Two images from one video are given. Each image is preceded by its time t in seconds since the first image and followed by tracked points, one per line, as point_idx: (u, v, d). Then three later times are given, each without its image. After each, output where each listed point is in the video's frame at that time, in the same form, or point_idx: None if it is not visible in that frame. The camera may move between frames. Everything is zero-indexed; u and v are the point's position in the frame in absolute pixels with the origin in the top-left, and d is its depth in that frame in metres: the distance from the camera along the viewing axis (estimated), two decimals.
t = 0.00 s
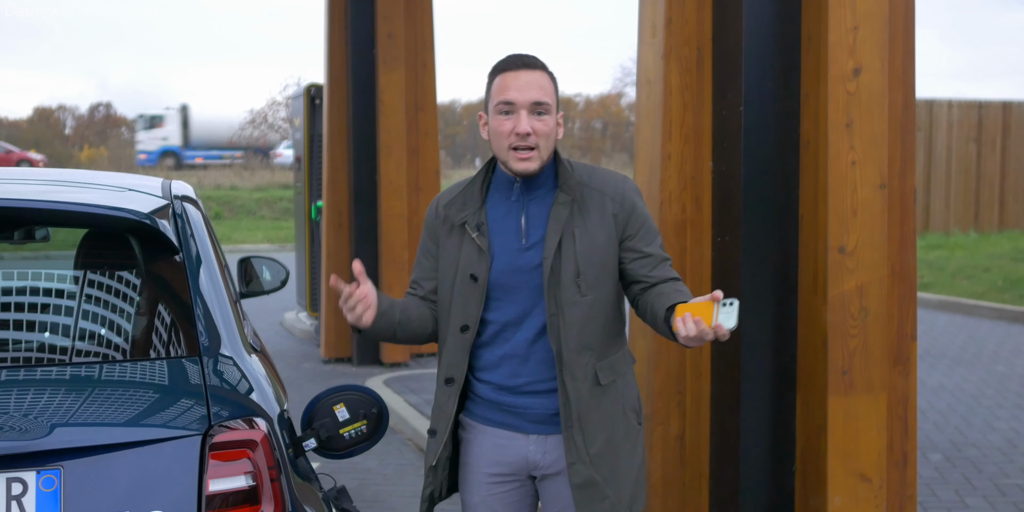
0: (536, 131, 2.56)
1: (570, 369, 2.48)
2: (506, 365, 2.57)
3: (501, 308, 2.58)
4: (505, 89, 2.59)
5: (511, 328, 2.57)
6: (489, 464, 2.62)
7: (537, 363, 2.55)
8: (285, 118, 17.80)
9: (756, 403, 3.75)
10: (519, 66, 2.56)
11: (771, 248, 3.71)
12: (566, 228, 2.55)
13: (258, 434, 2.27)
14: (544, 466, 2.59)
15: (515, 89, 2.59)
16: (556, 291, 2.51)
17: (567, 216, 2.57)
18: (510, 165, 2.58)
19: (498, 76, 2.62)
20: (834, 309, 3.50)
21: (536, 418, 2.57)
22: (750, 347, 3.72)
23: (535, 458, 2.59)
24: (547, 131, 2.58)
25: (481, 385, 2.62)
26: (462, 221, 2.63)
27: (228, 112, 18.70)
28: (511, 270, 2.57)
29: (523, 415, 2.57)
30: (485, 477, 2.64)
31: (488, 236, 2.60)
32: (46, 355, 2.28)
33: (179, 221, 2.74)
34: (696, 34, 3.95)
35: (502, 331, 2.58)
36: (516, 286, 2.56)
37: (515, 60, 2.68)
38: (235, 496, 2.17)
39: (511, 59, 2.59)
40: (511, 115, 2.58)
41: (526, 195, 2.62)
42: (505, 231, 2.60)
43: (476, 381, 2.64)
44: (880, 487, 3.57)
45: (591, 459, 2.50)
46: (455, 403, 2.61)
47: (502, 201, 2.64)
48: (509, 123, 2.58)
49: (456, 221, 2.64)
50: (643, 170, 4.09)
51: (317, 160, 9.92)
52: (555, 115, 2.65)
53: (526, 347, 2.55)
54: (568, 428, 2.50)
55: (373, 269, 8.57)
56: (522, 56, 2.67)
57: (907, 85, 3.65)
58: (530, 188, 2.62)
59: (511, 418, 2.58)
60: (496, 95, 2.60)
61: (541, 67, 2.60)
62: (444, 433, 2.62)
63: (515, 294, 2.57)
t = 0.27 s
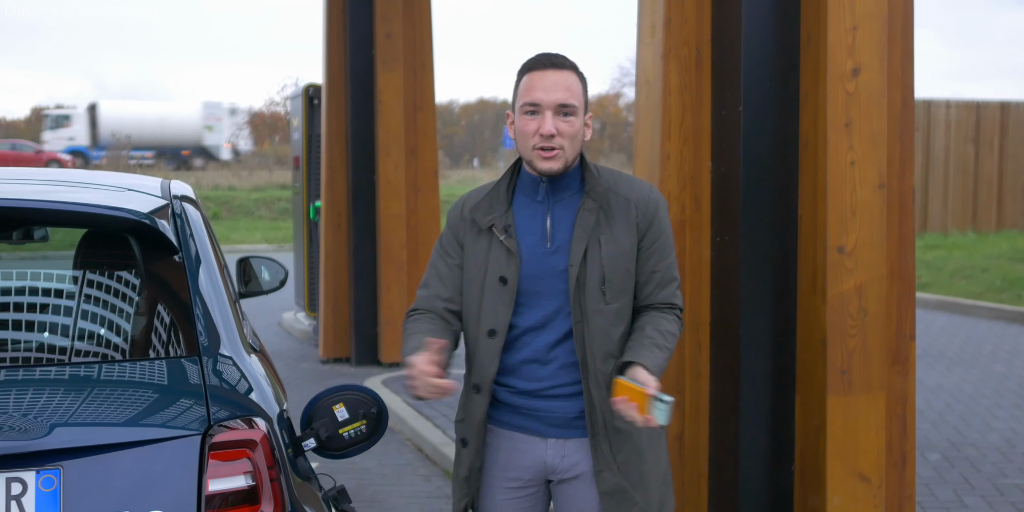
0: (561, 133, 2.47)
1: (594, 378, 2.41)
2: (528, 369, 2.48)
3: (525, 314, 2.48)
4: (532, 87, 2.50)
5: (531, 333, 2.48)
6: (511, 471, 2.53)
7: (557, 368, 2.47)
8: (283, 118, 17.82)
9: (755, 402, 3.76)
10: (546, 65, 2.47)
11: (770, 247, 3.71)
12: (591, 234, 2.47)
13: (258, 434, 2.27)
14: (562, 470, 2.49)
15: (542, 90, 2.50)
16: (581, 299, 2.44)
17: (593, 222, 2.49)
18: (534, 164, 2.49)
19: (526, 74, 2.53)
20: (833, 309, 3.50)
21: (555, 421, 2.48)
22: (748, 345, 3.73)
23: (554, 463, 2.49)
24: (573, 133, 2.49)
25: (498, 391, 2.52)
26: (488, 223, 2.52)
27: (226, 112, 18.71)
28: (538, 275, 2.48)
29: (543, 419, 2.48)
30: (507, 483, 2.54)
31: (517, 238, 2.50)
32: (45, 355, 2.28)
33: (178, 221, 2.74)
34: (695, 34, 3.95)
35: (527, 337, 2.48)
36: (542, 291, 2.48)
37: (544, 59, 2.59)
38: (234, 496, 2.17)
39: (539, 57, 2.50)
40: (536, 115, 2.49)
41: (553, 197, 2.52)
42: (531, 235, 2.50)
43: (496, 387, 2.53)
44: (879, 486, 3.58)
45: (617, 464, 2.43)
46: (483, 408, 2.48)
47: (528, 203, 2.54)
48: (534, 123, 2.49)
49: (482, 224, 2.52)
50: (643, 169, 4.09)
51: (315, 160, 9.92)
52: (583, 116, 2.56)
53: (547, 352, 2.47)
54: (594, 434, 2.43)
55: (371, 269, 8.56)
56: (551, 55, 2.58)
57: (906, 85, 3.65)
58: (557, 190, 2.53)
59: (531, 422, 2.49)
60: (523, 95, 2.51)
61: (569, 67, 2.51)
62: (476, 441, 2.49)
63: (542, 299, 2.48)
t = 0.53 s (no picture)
0: (587, 133, 2.42)
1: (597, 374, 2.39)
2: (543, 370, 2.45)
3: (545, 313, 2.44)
4: (557, 86, 2.44)
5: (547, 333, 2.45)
6: (524, 474, 2.47)
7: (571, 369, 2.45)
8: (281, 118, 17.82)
9: (753, 402, 3.76)
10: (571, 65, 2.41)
11: (769, 247, 3.70)
12: (607, 231, 2.43)
13: (257, 434, 2.27)
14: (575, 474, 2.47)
15: (567, 89, 2.45)
16: (591, 296, 2.42)
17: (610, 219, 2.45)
18: (558, 165, 2.43)
19: (549, 71, 2.47)
20: (831, 309, 3.50)
21: (571, 423, 2.46)
22: (747, 345, 3.73)
23: (567, 466, 2.46)
24: (598, 133, 2.44)
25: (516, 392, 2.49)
26: (511, 220, 2.45)
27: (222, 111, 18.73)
28: (559, 274, 2.43)
29: (558, 421, 2.46)
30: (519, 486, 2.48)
31: (540, 233, 2.44)
32: (44, 355, 2.29)
33: (177, 221, 2.74)
34: (694, 34, 3.94)
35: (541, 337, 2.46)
36: (561, 290, 2.44)
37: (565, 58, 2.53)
38: (233, 497, 2.17)
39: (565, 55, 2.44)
40: (560, 114, 2.44)
41: (575, 196, 2.47)
42: (552, 233, 2.45)
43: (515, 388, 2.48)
44: (877, 486, 3.58)
45: (616, 466, 2.37)
46: (517, 409, 2.40)
47: (549, 202, 2.49)
48: (558, 124, 2.44)
49: (506, 220, 2.45)
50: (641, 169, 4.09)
51: (313, 160, 9.91)
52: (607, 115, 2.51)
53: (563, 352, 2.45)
54: (596, 435, 2.39)
55: (369, 270, 8.56)
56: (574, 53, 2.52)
57: (903, 85, 3.65)
58: (579, 188, 2.47)
59: (544, 424, 2.46)
60: (547, 95, 2.46)
61: (595, 66, 2.46)
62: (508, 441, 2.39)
63: (560, 298, 2.44)
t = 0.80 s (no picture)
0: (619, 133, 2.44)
1: (608, 377, 2.38)
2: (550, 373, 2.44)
3: (553, 314, 2.44)
4: (585, 85, 2.44)
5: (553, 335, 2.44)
6: (526, 475, 2.47)
7: (579, 372, 2.44)
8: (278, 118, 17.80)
9: (749, 401, 3.75)
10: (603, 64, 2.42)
11: (766, 247, 3.70)
12: (616, 232, 2.43)
13: (254, 433, 2.27)
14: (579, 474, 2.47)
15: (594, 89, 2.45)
16: (600, 298, 2.41)
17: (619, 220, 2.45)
18: (588, 166, 2.43)
19: (573, 70, 2.46)
20: (828, 309, 3.51)
21: (575, 424, 2.45)
22: (743, 344, 3.73)
23: (571, 466, 2.46)
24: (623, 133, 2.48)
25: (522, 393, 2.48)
26: (517, 219, 2.44)
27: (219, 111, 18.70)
28: (565, 275, 2.43)
29: (563, 422, 2.45)
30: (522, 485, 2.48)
31: (546, 234, 2.44)
32: (41, 354, 2.29)
33: (174, 221, 2.74)
34: (691, 35, 3.94)
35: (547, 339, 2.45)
36: (567, 292, 2.43)
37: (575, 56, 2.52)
38: (230, 496, 2.17)
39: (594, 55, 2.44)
40: (591, 115, 2.44)
41: (583, 198, 2.48)
42: (559, 234, 2.45)
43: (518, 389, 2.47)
44: (872, 485, 3.59)
45: (626, 470, 2.39)
46: (518, 413, 2.39)
47: (556, 202, 2.49)
48: (589, 123, 2.44)
49: (513, 219, 2.44)
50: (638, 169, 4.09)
51: (310, 160, 9.91)
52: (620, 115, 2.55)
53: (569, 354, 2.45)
54: (605, 438, 2.39)
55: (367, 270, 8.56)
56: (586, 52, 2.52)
57: (899, 85, 3.66)
58: (589, 190, 2.49)
59: (550, 426, 2.46)
60: (574, 96, 2.44)
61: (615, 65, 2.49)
62: (508, 446, 2.39)
63: (567, 299, 2.44)
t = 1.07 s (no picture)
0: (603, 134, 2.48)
1: (635, 364, 2.40)
2: (557, 371, 2.44)
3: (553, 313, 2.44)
4: (570, 87, 2.46)
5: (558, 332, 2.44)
6: (536, 480, 2.45)
7: (588, 366, 2.44)
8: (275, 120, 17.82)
9: (743, 403, 3.79)
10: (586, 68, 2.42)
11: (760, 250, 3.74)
12: (614, 222, 2.47)
13: (251, 435, 2.29)
14: (589, 473, 2.46)
15: (579, 90, 2.47)
16: (611, 288, 2.42)
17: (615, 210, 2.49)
18: (574, 168, 2.47)
19: (558, 70, 2.48)
20: (821, 311, 3.53)
21: (584, 423, 2.45)
22: (737, 346, 3.76)
23: (581, 466, 2.45)
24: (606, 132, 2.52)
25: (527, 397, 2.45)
26: (510, 223, 2.43)
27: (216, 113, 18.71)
28: (567, 272, 2.45)
29: (572, 422, 2.44)
30: (530, 491, 2.46)
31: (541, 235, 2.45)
32: (39, 356, 2.31)
33: (171, 224, 2.76)
34: (686, 38, 3.97)
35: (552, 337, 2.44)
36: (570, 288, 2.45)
37: (556, 54, 2.51)
38: (228, 498, 2.19)
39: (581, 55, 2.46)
40: (576, 116, 2.46)
41: (573, 195, 2.51)
42: (554, 233, 2.47)
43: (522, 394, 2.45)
44: (866, 486, 3.61)
45: (665, 454, 2.42)
46: (529, 418, 2.38)
47: (545, 202, 2.51)
48: (575, 125, 2.46)
49: (506, 223, 2.43)
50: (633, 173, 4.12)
51: (308, 162, 9.93)
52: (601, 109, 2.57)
53: (578, 349, 2.44)
54: (642, 427, 2.41)
55: (364, 272, 8.58)
56: (568, 48, 2.51)
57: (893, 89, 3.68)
58: (577, 187, 2.52)
59: (562, 427, 2.45)
60: (563, 98, 2.46)
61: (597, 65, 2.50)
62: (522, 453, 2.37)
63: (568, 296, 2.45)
